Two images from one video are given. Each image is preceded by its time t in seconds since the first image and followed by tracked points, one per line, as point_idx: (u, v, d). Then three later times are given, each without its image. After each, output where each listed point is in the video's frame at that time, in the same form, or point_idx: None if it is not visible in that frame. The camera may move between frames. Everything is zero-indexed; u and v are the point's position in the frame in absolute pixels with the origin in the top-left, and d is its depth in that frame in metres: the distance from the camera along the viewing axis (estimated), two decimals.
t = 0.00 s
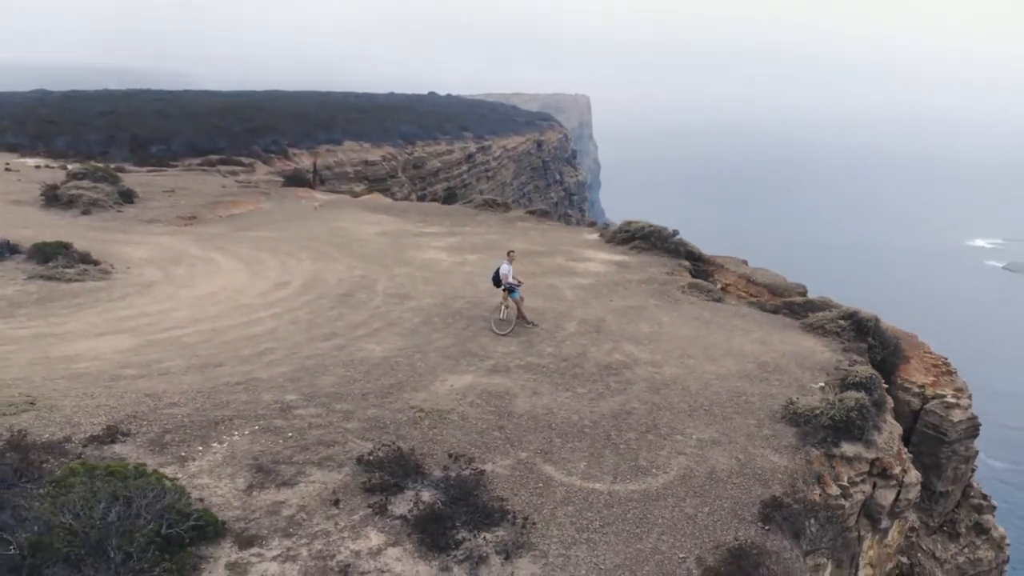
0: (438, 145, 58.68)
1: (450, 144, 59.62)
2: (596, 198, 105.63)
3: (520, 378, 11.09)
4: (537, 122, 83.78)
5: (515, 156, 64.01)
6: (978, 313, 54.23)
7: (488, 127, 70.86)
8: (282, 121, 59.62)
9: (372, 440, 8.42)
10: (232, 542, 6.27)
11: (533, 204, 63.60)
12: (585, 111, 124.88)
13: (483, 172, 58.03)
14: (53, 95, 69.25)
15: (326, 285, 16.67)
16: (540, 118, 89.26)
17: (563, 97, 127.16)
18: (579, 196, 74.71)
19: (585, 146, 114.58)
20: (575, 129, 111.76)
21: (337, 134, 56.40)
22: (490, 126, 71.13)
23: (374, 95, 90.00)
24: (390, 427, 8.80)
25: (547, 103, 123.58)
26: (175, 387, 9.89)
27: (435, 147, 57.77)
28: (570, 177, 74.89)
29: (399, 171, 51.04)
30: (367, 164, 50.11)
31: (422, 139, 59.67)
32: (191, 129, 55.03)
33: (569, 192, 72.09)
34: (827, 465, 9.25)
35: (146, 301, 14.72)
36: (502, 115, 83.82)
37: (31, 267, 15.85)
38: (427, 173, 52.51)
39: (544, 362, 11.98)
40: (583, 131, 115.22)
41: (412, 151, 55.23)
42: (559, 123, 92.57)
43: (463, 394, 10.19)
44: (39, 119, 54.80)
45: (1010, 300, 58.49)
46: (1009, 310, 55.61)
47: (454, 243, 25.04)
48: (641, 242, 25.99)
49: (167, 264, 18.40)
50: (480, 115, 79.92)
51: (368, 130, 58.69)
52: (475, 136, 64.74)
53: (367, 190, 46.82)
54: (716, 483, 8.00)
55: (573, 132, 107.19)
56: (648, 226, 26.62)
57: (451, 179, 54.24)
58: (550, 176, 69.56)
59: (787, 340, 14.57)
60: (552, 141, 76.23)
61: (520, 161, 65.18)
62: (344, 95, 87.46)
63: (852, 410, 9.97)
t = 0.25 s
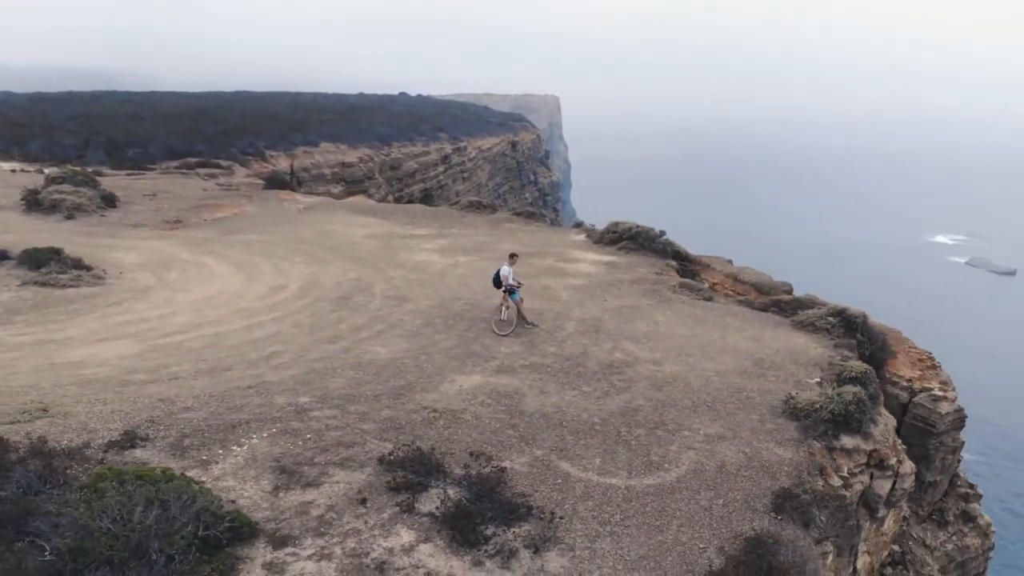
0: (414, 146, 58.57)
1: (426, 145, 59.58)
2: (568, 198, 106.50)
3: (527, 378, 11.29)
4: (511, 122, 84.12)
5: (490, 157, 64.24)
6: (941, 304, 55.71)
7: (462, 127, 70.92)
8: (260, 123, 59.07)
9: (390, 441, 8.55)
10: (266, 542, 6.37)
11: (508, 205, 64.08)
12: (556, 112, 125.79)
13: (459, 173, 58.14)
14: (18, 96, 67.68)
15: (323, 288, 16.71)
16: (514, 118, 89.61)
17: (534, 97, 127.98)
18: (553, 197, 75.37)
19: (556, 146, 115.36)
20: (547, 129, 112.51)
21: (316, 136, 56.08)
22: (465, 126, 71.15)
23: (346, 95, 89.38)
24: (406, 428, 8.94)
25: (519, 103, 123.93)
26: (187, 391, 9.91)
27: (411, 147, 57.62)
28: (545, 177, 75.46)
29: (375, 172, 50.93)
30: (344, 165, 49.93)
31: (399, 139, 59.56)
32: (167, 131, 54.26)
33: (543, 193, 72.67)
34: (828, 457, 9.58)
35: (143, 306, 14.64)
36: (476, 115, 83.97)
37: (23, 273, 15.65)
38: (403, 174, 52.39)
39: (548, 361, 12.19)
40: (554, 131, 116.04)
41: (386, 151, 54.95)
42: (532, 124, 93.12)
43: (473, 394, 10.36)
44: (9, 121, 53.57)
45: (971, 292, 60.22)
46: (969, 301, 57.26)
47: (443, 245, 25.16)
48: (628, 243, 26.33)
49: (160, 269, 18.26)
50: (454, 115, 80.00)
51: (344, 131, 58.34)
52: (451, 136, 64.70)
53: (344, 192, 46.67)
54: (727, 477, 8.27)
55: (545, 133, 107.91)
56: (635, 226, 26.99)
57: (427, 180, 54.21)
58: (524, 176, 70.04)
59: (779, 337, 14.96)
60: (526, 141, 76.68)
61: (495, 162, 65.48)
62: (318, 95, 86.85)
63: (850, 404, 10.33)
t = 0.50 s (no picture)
0: (395, 146, 58.39)
1: (407, 145, 59.36)
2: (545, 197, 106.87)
3: (532, 377, 11.45)
4: (490, 122, 84.19)
5: (471, 157, 64.20)
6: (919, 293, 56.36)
7: (442, 127, 70.81)
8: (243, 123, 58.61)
9: (405, 441, 8.65)
10: (292, 542, 6.45)
11: (488, 204, 64.17)
12: (533, 112, 126.25)
13: (440, 173, 58.04)
14: None
15: (321, 291, 16.73)
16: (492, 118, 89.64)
17: (510, 98, 128.22)
18: (533, 197, 75.59)
19: (533, 146, 115.74)
20: (524, 129, 112.80)
21: (299, 137, 55.76)
22: (445, 126, 71.08)
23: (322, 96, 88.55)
24: (419, 427, 9.05)
25: (496, 103, 123.74)
26: (197, 394, 9.96)
27: (390, 147, 57.36)
28: (525, 177, 75.70)
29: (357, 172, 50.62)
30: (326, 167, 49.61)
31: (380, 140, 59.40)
32: (149, 132, 53.65)
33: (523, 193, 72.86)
34: (829, 452, 9.83)
35: (142, 310, 14.59)
36: (455, 115, 83.84)
37: (18, 278, 15.52)
38: (383, 175, 52.15)
39: (552, 362, 12.35)
40: (531, 132, 116.43)
41: (363, 152, 54.57)
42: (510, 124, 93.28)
43: (481, 394, 10.49)
44: None
45: (947, 279, 60.92)
46: (946, 287, 57.85)
47: (435, 247, 25.23)
48: (620, 243, 26.56)
49: (154, 272, 18.18)
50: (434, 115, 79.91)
51: (324, 132, 57.88)
52: (431, 136, 64.47)
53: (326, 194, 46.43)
54: (735, 471, 8.47)
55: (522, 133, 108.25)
56: (626, 227, 27.23)
57: (407, 181, 54.02)
58: (504, 176, 70.21)
59: (773, 335, 15.25)
60: (506, 142, 76.81)
61: (476, 162, 65.51)
62: (297, 95, 86.23)
63: (849, 399, 10.60)
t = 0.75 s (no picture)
0: (375, 147, 58.19)
1: (388, 146, 59.16)
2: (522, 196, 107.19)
3: (537, 377, 11.60)
4: (468, 122, 84.31)
5: (451, 158, 64.21)
6: (894, 286, 57.25)
7: (422, 126, 70.71)
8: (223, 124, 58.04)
9: (419, 441, 8.76)
10: (317, 543, 6.52)
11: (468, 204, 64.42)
12: (508, 111, 126.57)
13: (421, 173, 58.00)
14: None
15: (318, 293, 16.75)
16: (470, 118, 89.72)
17: (486, 98, 128.38)
18: (512, 197, 75.94)
19: (510, 145, 115.99)
20: (501, 129, 113.00)
21: (281, 138, 55.39)
22: (425, 126, 71.01)
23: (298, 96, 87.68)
24: (431, 427, 9.16)
25: (471, 103, 123.50)
26: (207, 397, 9.98)
27: (371, 148, 57.21)
28: (504, 177, 75.99)
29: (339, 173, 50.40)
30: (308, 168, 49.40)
31: (360, 140, 59.19)
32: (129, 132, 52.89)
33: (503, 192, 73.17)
34: (830, 447, 10.10)
35: (140, 314, 14.51)
36: (433, 115, 83.80)
37: (12, 283, 15.36)
38: (365, 176, 51.98)
39: (554, 361, 12.51)
40: (508, 131, 116.72)
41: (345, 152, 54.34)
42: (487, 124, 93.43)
43: (489, 394, 10.63)
44: None
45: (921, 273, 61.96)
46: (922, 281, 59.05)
47: (426, 248, 25.26)
48: (611, 244, 26.79)
49: (148, 276, 18.05)
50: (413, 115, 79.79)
51: (304, 132, 57.39)
52: (411, 137, 64.30)
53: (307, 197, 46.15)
54: (743, 466, 8.69)
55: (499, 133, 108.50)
56: (615, 227, 27.49)
57: (389, 182, 53.93)
58: (484, 176, 70.44)
59: (768, 333, 15.55)
60: (485, 141, 76.99)
61: (456, 162, 65.62)
62: (273, 96, 85.44)
63: (847, 394, 10.88)
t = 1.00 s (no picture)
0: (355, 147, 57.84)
1: (367, 145, 58.92)
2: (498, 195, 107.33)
3: (542, 376, 11.76)
4: (446, 122, 84.29)
5: (430, 157, 64.10)
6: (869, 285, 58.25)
7: (401, 126, 70.51)
8: (203, 125, 57.40)
9: (432, 440, 8.87)
10: (342, 542, 6.61)
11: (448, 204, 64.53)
12: (483, 111, 126.69)
13: (400, 173, 57.87)
14: None
15: (316, 295, 16.76)
16: (447, 118, 89.66)
17: (461, 97, 128.30)
18: (491, 197, 76.21)
19: (486, 144, 116.08)
20: (477, 128, 113.06)
21: (263, 139, 54.95)
22: (404, 126, 70.83)
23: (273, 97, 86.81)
24: (443, 427, 9.28)
25: (446, 103, 123.15)
26: (217, 400, 9.99)
27: (352, 148, 57.00)
28: (483, 177, 76.24)
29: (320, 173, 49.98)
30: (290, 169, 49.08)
31: (339, 140, 58.87)
32: (107, 133, 52.08)
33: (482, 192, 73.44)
34: (831, 440, 10.37)
35: (139, 318, 14.43)
36: (411, 114, 83.63)
37: (5, 287, 15.20)
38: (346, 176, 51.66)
39: (557, 360, 12.67)
40: (483, 131, 116.80)
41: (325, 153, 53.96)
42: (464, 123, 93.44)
43: (496, 393, 10.77)
44: None
45: (894, 270, 63.06)
46: (896, 277, 60.24)
47: (418, 249, 25.28)
48: (601, 243, 27.01)
49: (141, 279, 17.92)
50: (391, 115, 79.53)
51: (285, 133, 57.03)
52: (390, 137, 63.98)
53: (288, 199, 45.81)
54: (750, 460, 8.92)
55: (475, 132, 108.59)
56: (606, 227, 27.72)
57: (369, 182, 53.73)
58: (463, 176, 70.57)
59: (761, 330, 15.85)
60: (464, 141, 77.02)
61: (435, 162, 65.61)
62: (248, 96, 84.56)
63: (845, 389, 11.17)
